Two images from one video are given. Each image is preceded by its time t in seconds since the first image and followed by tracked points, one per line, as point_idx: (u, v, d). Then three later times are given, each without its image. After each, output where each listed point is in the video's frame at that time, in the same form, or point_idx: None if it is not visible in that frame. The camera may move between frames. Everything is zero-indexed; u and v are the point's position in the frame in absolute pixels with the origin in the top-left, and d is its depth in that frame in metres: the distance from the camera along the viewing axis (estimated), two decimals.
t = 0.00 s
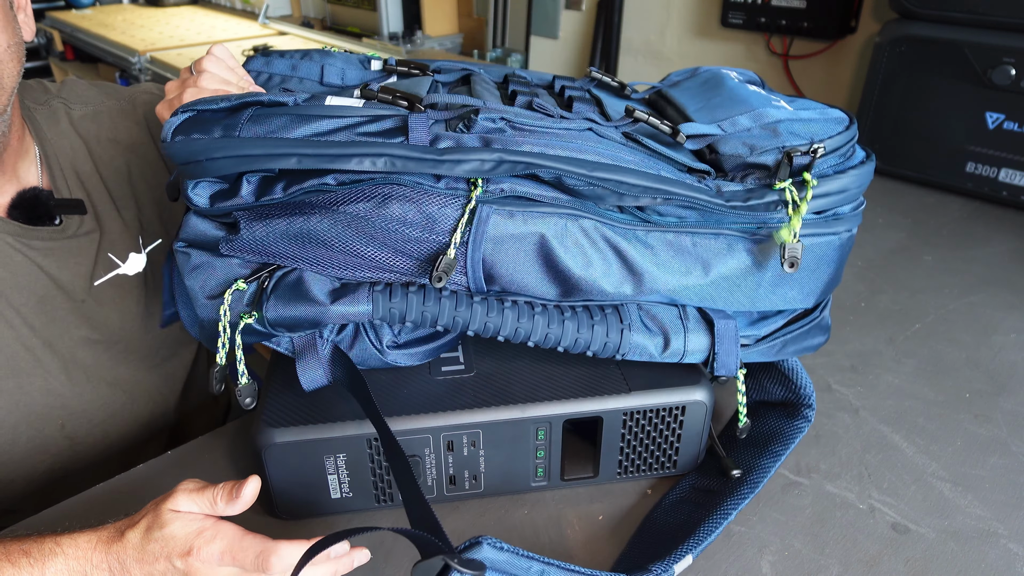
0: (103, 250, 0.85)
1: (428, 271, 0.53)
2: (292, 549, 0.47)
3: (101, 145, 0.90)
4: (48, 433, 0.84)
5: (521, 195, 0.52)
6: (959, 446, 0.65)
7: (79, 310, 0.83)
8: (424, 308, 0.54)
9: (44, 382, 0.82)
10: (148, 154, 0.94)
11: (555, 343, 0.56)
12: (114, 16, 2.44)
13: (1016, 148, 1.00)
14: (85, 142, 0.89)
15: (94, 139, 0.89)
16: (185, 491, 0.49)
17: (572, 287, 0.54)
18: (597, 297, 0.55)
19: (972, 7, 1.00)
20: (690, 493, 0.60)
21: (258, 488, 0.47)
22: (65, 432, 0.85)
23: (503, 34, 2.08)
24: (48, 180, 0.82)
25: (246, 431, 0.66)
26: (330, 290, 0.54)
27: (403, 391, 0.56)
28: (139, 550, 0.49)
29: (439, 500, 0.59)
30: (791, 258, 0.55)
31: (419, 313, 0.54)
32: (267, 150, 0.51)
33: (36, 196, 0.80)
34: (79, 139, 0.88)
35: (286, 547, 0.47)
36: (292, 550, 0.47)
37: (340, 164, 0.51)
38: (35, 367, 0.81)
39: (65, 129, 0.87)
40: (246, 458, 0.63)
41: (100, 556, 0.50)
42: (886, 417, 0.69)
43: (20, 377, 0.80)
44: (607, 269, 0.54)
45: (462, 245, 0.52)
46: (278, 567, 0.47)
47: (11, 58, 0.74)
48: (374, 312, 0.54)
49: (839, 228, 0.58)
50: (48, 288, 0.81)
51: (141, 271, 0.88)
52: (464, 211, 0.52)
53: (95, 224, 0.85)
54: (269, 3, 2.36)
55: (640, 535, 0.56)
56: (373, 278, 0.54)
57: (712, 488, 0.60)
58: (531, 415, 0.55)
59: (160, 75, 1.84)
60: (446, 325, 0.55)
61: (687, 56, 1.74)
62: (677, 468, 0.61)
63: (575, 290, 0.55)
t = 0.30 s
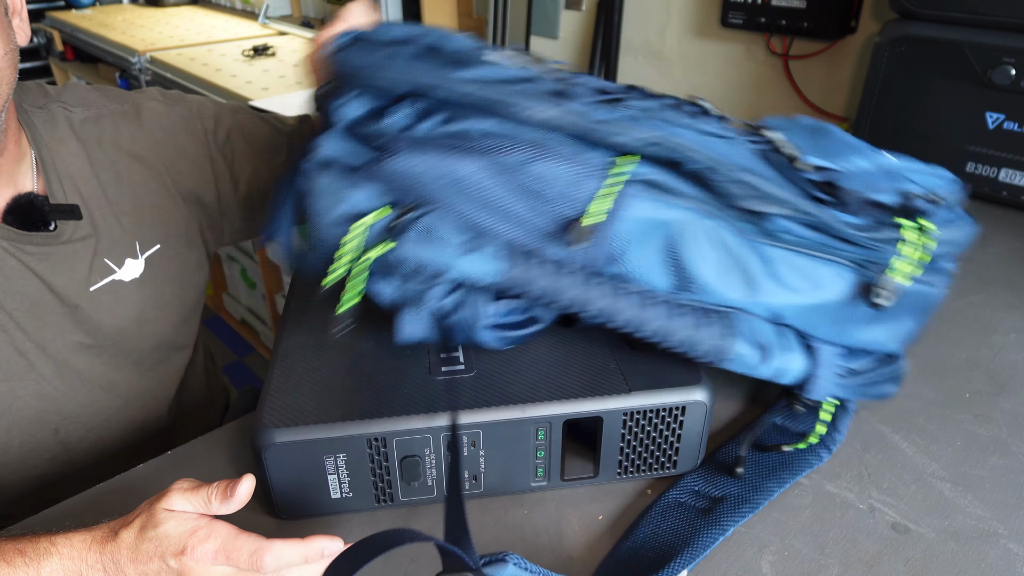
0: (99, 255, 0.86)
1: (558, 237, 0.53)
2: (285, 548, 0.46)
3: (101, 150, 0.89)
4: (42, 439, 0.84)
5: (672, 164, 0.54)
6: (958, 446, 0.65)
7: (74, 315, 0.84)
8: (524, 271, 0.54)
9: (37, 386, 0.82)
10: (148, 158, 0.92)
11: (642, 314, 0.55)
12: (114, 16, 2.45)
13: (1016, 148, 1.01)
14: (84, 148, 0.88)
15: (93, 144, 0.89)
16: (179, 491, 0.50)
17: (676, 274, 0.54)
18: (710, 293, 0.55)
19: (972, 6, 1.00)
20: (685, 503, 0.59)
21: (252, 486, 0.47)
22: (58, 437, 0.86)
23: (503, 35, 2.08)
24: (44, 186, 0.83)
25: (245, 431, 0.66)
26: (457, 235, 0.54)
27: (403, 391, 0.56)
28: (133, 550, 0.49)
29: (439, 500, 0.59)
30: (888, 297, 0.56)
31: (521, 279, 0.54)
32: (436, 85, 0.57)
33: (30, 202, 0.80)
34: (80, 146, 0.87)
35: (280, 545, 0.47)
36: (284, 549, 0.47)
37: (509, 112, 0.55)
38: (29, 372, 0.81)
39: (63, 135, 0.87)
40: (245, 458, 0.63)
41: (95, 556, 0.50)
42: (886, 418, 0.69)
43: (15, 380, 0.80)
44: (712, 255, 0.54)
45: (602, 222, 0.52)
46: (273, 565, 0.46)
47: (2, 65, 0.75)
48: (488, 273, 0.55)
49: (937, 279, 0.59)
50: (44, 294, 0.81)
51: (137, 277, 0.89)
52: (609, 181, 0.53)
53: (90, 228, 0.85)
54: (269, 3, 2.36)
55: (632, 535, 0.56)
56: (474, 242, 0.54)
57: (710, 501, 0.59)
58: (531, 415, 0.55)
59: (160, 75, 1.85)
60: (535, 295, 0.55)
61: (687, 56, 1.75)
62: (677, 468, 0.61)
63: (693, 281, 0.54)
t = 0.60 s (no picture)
0: (104, 252, 0.81)
1: (902, 110, 0.57)
2: (287, 548, 0.47)
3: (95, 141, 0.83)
4: (48, 435, 0.82)
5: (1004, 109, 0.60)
6: (958, 447, 0.65)
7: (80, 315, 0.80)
8: (823, 122, 0.55)
9: (45, 383, 0.79)
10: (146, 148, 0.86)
11: (875, 184, 0.56)
12: (114, 16, 2.45)
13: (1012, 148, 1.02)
14: (83, 142, 0.83)
15: (92, 137, 0.84)
16: (179, 493, 0.50)
17: (951, 181, 0.58)
18: (969, 206, 0.58)
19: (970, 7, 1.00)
20: (820, 431, 0.66)
21: (251, 488, 0.47)
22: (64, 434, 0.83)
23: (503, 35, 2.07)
24: (46, 187, 0.80)
25: (244, 432, 0.66)
26: (779, 66, 0.54)
27: (403, 391, 0.56)
28: (133, 551, 0.49)
29: (439, 501, 0.59)
30: None
31: (838, 142, 0.55)
32: None
33: (30, 204, 0.77)
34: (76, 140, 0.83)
35: (280, 545, 0.47)
36: (285, 550, 0.47)
37: None
38: (36, 370, 0.78)
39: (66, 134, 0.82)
40: (245, 458, 0.63)
41: (95, 558, 0.50)
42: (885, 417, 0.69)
43: (20, 380, 0.77)
44: (990, 179, 0.58)
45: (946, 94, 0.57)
46: (274, 565, 0.47)
47: (11, 57, 0.77)
48: (802, 106, 0.54)
49: None
50: (50, 294, 0.78)
51: (140, 274, 0.84)
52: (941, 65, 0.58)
53: (95, 226, 0.81)
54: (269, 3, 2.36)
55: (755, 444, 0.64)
56: (817, 100, 0.55)
57: (845, 433, 0.65)
58: (531, 415, 0.55)
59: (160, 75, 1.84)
60: (815, 145, 0.55)
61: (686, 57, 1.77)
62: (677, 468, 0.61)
63: (964, 191, 0.58)
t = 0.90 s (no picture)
0: (110, 260, 0.81)
1: (957, 135, 0.65)
2: (290, 543, 0.47)
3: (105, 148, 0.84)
4: (52, 441, 0.81)
5: None
6: (957, 447, 0.65)
7: (85, 322, 0.79)
8: (893, 162, 0.66)
9: (50, 390, 0.78)
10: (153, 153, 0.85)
11: (946, 202, 0.66)
12: (114, 16, 2.45)
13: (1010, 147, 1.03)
14: (92, 147, 0.83)
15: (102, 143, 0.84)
16: (182, 492, 0.50)
17: None
18: None
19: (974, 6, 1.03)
20: (963, 394, 0.70)
21: (255, 485, 0.47)
22: (67, 440, 0.82)
23: (504, 35, 2.03)
24: (53, 193, 0.79)
25: (244, 432, 0.66)
26: (845, 121, 0.66)
27: (403, 391, 0.56)
28: (135, 550, 0.49)
29: (439, 500, 0.59)
30: None
31: (905, 175, 0.66)
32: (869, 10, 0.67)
33: (36, 210, 0.77)
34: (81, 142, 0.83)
35: (284, 541, 0.47)
36: (289, 545, 0.47)
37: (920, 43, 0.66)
38: (41, 375, 0.78)
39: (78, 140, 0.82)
40: (244, 459, 0.63)
41: (96, 558, 0.50)
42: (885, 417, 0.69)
43: (23, 385, 0.76)
44: None
45: (992, 120, 0.63)
46: (277, 561, 0.47)
47: (43, 62, 0.79)
48: (870, 151, 0.66)
49: None
50: (55, 300, 0.77)
51: (144, 283, 0.84)
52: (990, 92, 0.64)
53: (101, 233, 0.81)
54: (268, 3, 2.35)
55: (900, 399, 0.69)
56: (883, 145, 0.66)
57: (987, 397, 0.69)
58: (531, 415, 0.55)
59: (160, 75, 1.84)
60: (887, 181, 0.66)
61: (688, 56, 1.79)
62: (677, 468, 0.61)
63: None
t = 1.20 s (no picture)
0: (117, 265, 0.81)
1: (928, 185, 0.77)
2: (291, 541, 0.47)
3: (126, 153, 0.83)
4: (52, 447, 0.80)
5: None
6: (956, 446, 0.65)
7: (90, 324, 0.79)
8: (872, 214, 0.78)
9: (51, 395, 0.78)
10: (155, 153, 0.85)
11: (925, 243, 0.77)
12: (114, 16, 2.44)
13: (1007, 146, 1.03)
14: (106, 152, 0.82)
15: (119, 148, 0.83)
16: (183, 490, 0.50)
17: (1006, 226, 0.75)
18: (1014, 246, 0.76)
19: (972, 7, 1.03)
20: (957, 372, 0.74)
21: (256, 483, 0.47)
22: (68, 446, 0.81)
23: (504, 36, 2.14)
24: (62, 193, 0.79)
25: (244, 433, 0.66)
26: (828, 181, 0.79)
27: (403, 391, 0.56)
28: (136, 548, 0.49)
29: (439, 501, 0.59)
30: None
31: (883, 227, 0.78)
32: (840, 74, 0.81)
33: (45, 210, 0.77)
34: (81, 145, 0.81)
35: (285, 539, 0.47)
36: (289, 544, 0.47)
37: (896, 96, 0.79)
38: (42, 380, 0.77)
39: (92, 142, 0.82)
40: (244, 459, 0.63)
41: (98, 556, 0.50)
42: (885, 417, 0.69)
43: (25, 389, 0.76)
44: None
45: (958, 174, 0.75)
46: (278, 558, 0.47)
47: (51, 67, 0.77)
48: (848, 208, 0.78)
49: None
50: (60, 302, 0.77)
51: (153, 288, 0.83)
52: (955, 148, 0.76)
53: (108, 235, 0.80)
54: (268, 3, 2.35)
55: (895, 373, 0.73)
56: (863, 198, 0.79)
57: (981, 379, 0.72)
58: (531, 415, 0.55)
59: (160, 75, 1.84)
60: (867, 233, 0.78)
61: (688, 56, 1.80)
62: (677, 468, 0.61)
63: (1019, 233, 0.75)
